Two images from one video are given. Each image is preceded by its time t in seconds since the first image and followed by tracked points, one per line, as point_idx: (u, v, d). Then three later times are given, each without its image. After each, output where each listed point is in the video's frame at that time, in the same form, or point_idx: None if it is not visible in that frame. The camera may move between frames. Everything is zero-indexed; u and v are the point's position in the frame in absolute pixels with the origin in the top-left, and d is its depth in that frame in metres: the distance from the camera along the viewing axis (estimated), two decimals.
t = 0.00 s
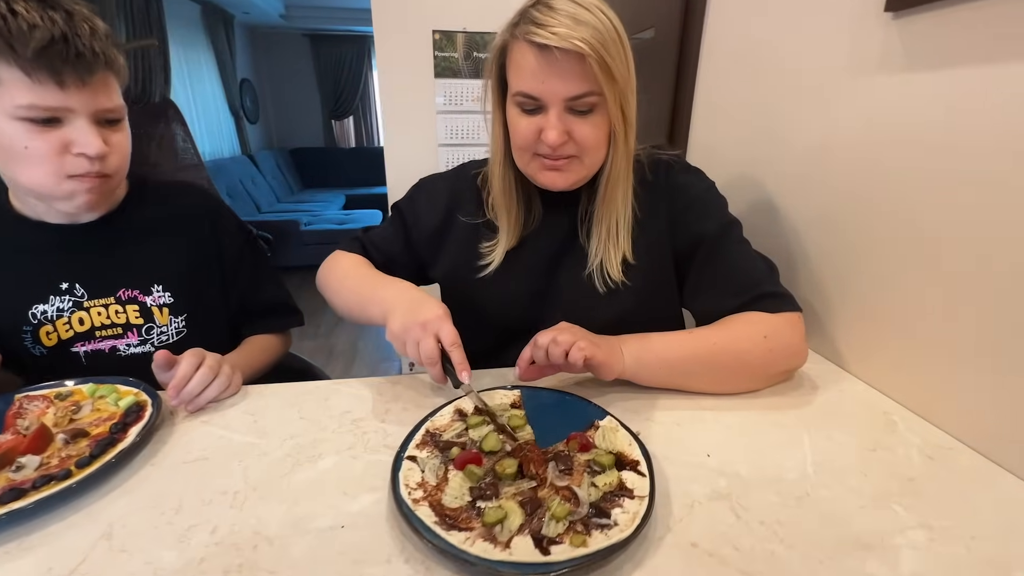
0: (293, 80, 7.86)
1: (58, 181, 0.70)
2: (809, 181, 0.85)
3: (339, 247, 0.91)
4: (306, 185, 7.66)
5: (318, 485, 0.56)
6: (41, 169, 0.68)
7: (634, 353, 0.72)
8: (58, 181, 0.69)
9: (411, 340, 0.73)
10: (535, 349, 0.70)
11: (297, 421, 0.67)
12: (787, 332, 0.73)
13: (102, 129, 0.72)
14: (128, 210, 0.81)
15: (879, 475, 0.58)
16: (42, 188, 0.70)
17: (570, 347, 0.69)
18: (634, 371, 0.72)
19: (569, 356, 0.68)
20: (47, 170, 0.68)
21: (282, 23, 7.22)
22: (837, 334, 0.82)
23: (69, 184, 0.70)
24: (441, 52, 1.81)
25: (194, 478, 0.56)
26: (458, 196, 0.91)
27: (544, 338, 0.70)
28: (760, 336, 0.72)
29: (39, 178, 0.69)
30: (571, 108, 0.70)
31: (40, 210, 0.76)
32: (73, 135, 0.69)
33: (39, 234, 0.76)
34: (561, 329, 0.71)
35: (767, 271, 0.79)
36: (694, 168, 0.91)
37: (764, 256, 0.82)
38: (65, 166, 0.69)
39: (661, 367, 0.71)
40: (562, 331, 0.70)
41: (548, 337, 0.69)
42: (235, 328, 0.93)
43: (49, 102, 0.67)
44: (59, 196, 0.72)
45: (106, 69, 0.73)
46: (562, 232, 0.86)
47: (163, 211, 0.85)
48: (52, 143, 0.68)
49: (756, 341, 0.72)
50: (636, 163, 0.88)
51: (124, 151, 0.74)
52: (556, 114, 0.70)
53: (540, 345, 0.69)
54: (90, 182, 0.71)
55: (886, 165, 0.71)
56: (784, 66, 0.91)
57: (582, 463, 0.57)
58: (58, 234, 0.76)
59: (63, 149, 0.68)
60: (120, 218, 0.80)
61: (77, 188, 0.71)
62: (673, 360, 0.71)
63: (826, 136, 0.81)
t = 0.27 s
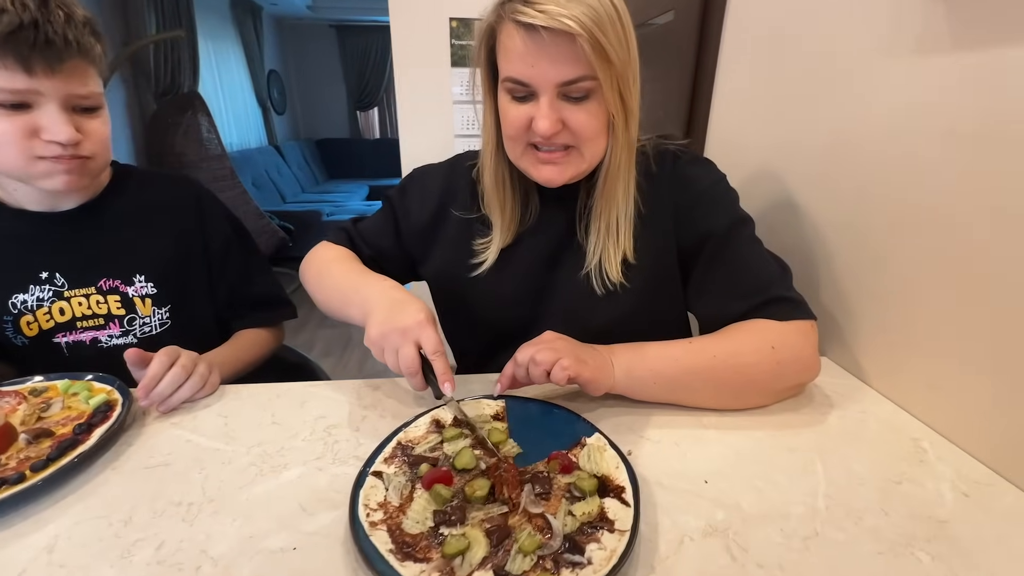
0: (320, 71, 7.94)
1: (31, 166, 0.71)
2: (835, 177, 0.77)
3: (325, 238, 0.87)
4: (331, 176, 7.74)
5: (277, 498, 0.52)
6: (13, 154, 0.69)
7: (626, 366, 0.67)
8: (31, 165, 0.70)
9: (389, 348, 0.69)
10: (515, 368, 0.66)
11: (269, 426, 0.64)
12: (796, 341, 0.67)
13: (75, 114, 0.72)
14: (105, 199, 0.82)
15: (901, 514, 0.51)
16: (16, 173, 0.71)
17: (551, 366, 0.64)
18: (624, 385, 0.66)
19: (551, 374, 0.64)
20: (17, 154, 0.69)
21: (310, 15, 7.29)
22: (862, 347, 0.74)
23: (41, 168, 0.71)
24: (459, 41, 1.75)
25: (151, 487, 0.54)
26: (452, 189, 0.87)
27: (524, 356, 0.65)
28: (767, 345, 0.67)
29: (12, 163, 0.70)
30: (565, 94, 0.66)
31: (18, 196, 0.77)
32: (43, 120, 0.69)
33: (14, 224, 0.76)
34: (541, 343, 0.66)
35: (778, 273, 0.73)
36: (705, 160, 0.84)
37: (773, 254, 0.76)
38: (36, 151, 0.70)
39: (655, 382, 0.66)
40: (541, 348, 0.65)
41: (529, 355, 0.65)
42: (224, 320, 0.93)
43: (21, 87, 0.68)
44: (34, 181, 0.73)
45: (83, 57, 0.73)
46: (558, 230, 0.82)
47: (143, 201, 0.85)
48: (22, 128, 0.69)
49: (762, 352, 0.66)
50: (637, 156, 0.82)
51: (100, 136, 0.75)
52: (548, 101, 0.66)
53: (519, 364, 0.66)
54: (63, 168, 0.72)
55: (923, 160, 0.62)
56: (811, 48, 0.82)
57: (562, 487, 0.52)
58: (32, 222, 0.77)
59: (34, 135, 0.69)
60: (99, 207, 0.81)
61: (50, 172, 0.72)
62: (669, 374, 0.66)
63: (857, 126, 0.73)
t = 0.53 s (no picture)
0: (349, 68, 8.04)
1: None
2: (862, 176, 0.71)
3: (325, 233, 0.87)
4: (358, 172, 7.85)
5: (253, 506, 0.51)
6: None
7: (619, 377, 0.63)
8: None
9: (386, 355, 0.67)
10: (500, 380, 0.64)
11: (257, 429, 0.63)
12: (807, 358, 0.63)
13: (42, 101, 0.72)
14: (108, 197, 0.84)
15: (921, 555, 0.46)
16: None
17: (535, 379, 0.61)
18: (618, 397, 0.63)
19: (535, 387, 0.61)
20: None
21: (338, 12, 7.37)
22: (887, 362, 0.68)
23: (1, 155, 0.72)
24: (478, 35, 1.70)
25: (131, 488, 0.53)
26: (453, 188, 0.86)
27: (507, 369, 0.62)
28: (771, 361, 0.63)
29: None
30: (561, 89, 0.65)
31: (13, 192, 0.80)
32: (6, 103, 0.70)
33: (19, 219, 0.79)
34: (524, 354, 0.63)
35: (788, 280, 0.69)
36: (717, 160, 0.81)
37: (783, 259, 0.73)
38: None
39: (650, 395, 0.62)
40: (524, 360, 0.62)
41: (512, 367, 0.62)
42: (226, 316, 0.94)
43: None
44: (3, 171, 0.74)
45: (55, 37, 0.73)
46: (557, 230, 0.79)
47: (145, 198, 0.86)
48: None
49: (765, 367, 0.62)
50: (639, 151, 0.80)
51: (70, 125, 0.74)
52: (543, 95, 0.64)
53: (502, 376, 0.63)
54: (21, 155, 0.72)
55: (958, 160, 0.56)
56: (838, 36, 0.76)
57: (546, 508, 0.49)
58: (34, 217, 0.79)
59: None
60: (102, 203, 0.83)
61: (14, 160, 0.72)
62: (665, 387, 0.62)
63: (886, 121, 0.67)
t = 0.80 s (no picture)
0: (373, 70, 8.16)
1: (26, 148, 0.72)
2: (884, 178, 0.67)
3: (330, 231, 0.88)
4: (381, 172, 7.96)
5: (247, 507, 0.51)
6: (14, 136, 0.71)
7: (610, 382, 0.62)
8: (30, 150, 0.72)
9: (386, 363, 0.66)
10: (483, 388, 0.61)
11: (256, 428, 0.63)
12: (805, 368, 0.61)
13: (78, 102, 0.73)
14: (126, 198, 0.85)
15: None
16: (16, 156, 0.74)
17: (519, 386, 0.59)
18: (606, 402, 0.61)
19: (520, 395, 0.59)
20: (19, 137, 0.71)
21: (364, 15, 7.49)
22: (908, 375, 0.64)
23: (35, 151, 0.72)
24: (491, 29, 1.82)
25: (131, 485, 0.54)
26: (456, 188, 0.86)
27: (491, 376, 0.60)
28: (768, 370, 0.60)
29: (15, 145, 0.72)
30: (560, 81, 0.65)
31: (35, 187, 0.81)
32: (44, 105, 0.71)
33: (38, 218, 0.81)
34: (508, 362, 0.61)
35: (792, 287, 0.67)
36: (722, 158, 0.79)
37: (788, 264, 0.70)
38: (35, 135, 0.71)
39: (639, 402, 0.61)
40: (507, 369, 0.60)
41: (496, 375, 0.60)
42: (237, 316, 0.96)
43: (25, 70, 0.70)
44: (31, 167, 0.75)
45: (84, 39, 0.74)
46: (556, 232, 0.80)
47: (157, 197, 0.88)
48: (25, 111, 0.70)
49: (762, 376, 0.60)
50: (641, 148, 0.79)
51: (102, 127, 0.75)
52: (543, 89, 0.64)
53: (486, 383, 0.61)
54: (59, 154, 0.73)
55: (986, 162, 0.52)
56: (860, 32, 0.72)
57: (538, 521, 0.48)
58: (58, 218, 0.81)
59: (36, 118, 0.71)
60: (119, 203, 0.85)
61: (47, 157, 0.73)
62: (657, 394, 0.60)
63: (909, 121, 0.63)
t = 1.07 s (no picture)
0: (394, 80, 8.31)
1: (65, 161, 0.75)
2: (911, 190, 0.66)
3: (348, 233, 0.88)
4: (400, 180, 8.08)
5: (267, 513, 0.52)
6: (53, 150, 0.74)
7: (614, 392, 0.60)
8: (70, 163, 0.75)
9: (405, 348, 0.67)
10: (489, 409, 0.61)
11: (277, 434, 0.65)
12: (808, 378, 0.60)
13: (114, 115, 0.76)
14: (157, 208, 0.89)
15: None
16: (55, 169, 0.76)
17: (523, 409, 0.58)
18: (612, 404, 0.60)
19: (524, 420, 0.58)
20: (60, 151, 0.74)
21: (386, 27, 7.65)
22: (938, 392, 0.62)
23: (73, 164, 0.75)
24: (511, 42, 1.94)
25: (158, 488, 0.55)
26: (475, 200, 0.86)
27: (494, 402, 0.59)
28: (773, 380, 0.59)
29: (56, 160, 0.75)
30: (587, 81, 0.66)
31: (76, 202, 0.84)
32: (84, 119, 0.74)
33: (73, 227, 0.84)
34: (508, 387, 0.59)
35: (800, 294, 0.65)
36: (734, 163, 0.79)
37: (796, 271, 0.68)
38: (75, 148, 0.74)
39: (642, 411, 0.60)
40: (507, 396, 0.58)
41: (499, 400, 0.59)
42: (260, 323, 0.98)
43: (66, 86, 0.73)
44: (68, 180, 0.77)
45: (120, 56, 0.77)
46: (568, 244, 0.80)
47: (185, 206, 0.91)
48: (66, 125, 0.73)
49: (766, 386, 0.59)
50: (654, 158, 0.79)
51: (136, 139, 0.78)
52: (571, 89, 0.65)
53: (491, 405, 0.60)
54: (97, 165, 0.75)
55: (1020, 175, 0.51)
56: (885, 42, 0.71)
57: (555, 535, 0.47)
58: (94, 225, 0.84)
59: (76, 132, 0.74)
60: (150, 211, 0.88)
61: (86, 169, 0.75)
62: (661, 403, 0.59)
63: (936, 132, 0.62)
